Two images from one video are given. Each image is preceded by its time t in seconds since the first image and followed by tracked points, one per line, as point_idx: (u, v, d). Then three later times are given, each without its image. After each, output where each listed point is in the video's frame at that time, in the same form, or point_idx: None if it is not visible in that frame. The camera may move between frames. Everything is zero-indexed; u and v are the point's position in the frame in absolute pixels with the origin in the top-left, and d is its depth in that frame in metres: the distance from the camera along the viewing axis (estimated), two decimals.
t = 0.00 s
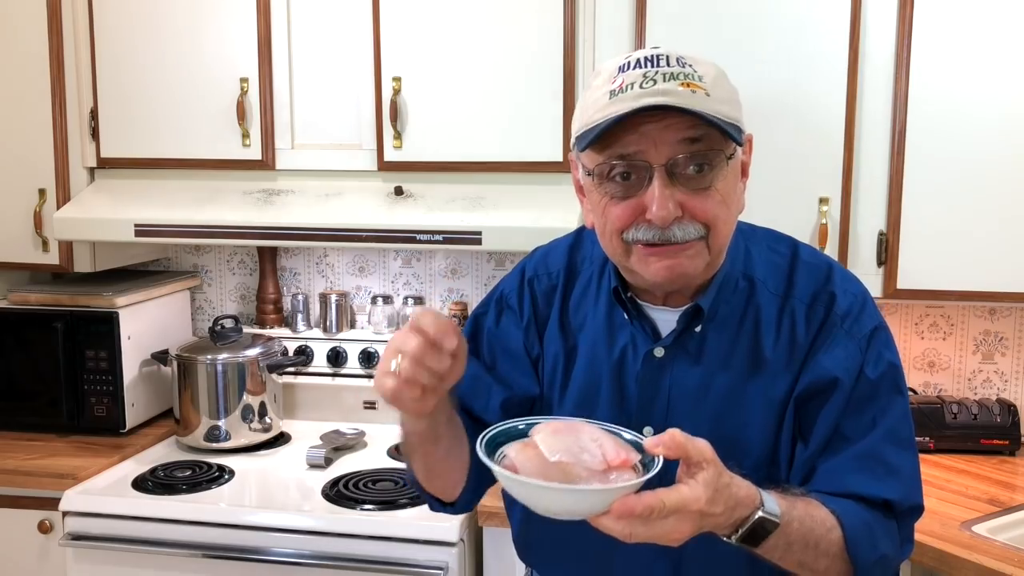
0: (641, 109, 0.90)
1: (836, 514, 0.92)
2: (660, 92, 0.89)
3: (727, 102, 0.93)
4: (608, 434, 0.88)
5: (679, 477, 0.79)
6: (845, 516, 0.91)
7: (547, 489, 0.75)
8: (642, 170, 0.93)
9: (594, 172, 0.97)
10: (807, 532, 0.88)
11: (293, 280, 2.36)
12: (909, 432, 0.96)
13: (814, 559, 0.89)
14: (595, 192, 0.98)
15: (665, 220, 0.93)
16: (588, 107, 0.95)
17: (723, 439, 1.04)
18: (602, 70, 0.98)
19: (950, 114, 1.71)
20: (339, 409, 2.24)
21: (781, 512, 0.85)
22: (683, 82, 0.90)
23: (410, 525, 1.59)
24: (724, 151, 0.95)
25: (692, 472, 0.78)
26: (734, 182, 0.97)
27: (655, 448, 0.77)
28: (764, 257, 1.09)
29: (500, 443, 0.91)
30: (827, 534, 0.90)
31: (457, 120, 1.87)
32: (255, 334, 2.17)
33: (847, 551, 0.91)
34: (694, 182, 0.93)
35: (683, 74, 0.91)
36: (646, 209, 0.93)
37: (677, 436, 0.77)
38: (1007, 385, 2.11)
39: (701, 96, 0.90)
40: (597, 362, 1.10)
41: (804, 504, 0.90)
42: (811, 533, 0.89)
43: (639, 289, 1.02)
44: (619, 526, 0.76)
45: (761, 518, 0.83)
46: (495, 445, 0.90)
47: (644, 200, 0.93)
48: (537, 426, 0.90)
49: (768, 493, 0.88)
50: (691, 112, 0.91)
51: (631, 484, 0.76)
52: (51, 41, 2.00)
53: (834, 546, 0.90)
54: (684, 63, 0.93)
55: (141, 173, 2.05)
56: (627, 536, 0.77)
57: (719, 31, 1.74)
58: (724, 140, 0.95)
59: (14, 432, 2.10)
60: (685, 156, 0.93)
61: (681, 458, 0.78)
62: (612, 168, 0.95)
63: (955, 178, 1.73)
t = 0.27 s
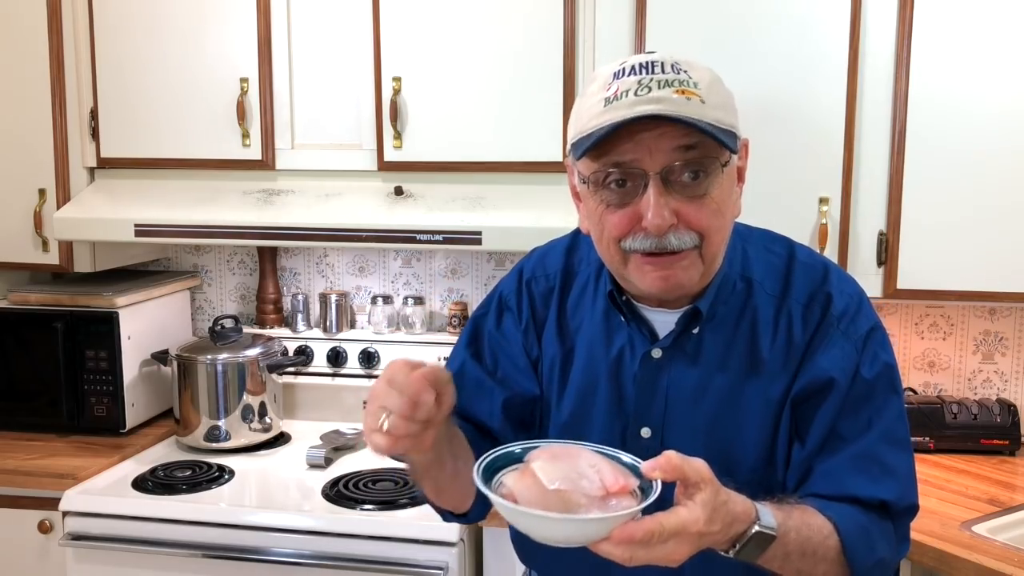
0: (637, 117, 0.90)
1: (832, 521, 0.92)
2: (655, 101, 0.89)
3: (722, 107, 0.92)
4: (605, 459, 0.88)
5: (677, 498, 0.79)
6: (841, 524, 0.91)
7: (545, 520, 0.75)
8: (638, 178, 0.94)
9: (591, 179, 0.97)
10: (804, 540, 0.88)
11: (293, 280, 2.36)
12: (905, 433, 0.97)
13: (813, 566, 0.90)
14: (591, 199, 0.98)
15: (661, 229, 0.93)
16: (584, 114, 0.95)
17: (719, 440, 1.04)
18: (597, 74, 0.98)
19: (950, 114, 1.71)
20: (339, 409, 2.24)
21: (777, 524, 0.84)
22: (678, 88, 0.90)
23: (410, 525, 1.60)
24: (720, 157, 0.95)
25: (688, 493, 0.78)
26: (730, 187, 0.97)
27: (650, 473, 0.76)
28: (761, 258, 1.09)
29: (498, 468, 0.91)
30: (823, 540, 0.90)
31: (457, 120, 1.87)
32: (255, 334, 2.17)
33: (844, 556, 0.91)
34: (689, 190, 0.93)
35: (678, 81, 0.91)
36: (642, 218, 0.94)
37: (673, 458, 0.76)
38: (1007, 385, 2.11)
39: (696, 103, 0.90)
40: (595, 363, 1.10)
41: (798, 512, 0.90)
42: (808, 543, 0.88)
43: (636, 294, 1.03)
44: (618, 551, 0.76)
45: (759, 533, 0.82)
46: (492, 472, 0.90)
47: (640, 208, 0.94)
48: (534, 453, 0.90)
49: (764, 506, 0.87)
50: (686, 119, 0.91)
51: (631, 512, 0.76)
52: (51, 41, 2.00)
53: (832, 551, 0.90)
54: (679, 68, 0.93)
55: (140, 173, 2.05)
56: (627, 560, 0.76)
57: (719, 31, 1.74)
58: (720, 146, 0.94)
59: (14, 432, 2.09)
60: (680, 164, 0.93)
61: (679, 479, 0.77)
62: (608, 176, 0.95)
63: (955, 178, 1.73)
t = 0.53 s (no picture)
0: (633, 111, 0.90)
1: (835, 524, 0.91)
2: (652, 96, 0.89)
3: (719, 104, 0.92)
4: (610, 465, 0.89)
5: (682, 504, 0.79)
6: (844, 526, 0.91)
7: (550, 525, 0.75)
8: (634, 173, 0.94)
9: (588, 173, 0.97)
10: (807, 544, 0.88)
11: (293, 280, 2.36)
12: (906, 434, 0.97)
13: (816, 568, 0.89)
14: (588, 193, 0.98)
15: (656, 224, 0.93)
16: (581, 109, 0.95)
17: (716, 439, 1.04)
18: (597, 70, 0.98)
19: (949, 113, 1.71)
20: (339, 409, 2.24)
21: (780, 528, 0.85)
22: (675, 84, 0.90)
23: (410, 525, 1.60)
24: (716, 153, 0.95)
25: (693, 499, 0.78)
26: (727, 183, 0.97)
27: (655, 480, 0.76)
28: (759, 258, 1.09)
29: (503, 473, 0.90)
30: (827, 544, 0.90)
31: (457, 120, 1.87)
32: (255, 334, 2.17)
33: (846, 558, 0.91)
34: (685, 185, 0.94)
35: (675, 77, 0.90)
36: (638, 212, 0.94)
37: (677, 465, 0.77)
38: (1007, 385, 2.11)
39: (693, 98, 0.90)
40: (592, 361, 1.10)
41: (801, 515, 0.90)
42: (811, 546, 0.88)
43: (632, 289, 1.04)
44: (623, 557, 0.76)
45: (762, 537, 0.82)
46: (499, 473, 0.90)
47: (636, 203, 0.94)
48: (541, 456, 0.90)
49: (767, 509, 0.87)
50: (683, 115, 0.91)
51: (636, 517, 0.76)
52: (51, 41, 2.00)
53: (835, 555, 0.90)
54: (677, 65, 0.92)
55: (140, 173, 2.05)
56: (632, 565, 0.77)
57: (719, 31, 1.74)
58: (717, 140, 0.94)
59: (14, 432, 2.10)
60: (675, 159, 0.93)
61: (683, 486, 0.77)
62: (605, 171, 0.95)
63: (954, 178, 1.73)
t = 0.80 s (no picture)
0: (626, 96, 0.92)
1: (832, 517, 0.93)
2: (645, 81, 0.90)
3: (711, 93, 0.94)
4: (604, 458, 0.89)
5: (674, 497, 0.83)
6: (841, 519, 0.93)
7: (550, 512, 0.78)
8: (627, 157, 0.95)
9: (581, 159, 0.98)
10: (802, 535, 0.91)
11: (293, 280, 2.36)
12: (902, 428, 0.98)
13: (812, 561, 0.92)
14: (582, 181, 0.99)
15: (649, 207, 0.94)
16: (575, 97, 0.96)
17: (709, 434, 1.04)
18: (591, 62, 0.99)
19: (949, 112, 1.71)
20: (339, 409, 2.24)
21: (775, 520, 0.88)
22: (667, 71, 0.91)
23: (410, 525, 1.60)
24: (708, 141, 0.96)
25: (684, 492, 0.82)
26: (719, 172, 0.97)
27: (648, 473, 0.81)
28: (751, 252, 1.10)
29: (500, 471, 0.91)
30: (822, 536, 0.92)
31: (457, 120, 1.87)
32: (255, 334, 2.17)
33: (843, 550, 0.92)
34: (678, 171, 0.94)
35: (667, 65, 0.92)
36: (630, 196, 0.94)
37: (669, 458, 0.81)
38: (1007, 385, 2.10)
39: (685, 85, 0.91)
40: (584, 355, 1.11)
41: (796, 507, 0.93)
42: (806, 538, 0.91)
43: (624, 278, 1.03)
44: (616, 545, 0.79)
45: (757, 528, 0.85)
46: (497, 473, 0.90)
47: (628, 187, 0.94)
48: (537, 454, 0.90)
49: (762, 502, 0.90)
50: (675, 100, 0.92)
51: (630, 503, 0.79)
52: (51, 41, 2.00)
53: (831, 546, 0.92)
54: (670, 54, 0.94)
55: (140, 173, 2.05)
56: (626, 555, 0.80)
57: (719, 30, 1.74)
58: (709, 129, 0.96)
59: (14, 432, 2.10)
60: (668, 145, 0.94)
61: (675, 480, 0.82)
62: (598, 156, 0.96)
63: (955, 178, 1.73)
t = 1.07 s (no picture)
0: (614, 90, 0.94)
1: (824, 505, 0.95)
2: (631, 76, 0.93)
3: (695, 87, 0.96)
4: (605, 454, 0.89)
5: (674, 487, 0.84)
6: (833, 507, 0.94)
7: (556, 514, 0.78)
8: (614, 150, 0.97)
9: (570, 153, 1.00)
10: (798, 523, 0.92)
11: (293, 280, 2.36)
12: (890, 417, 1.00)
13: (808, 548, 0.93)
14: (571, 174, 1.01)
15: (636, 198, 0.96)
16: (564, 91, 0.98)
17: (701, 425, 1.05)
18: (579, 59, 1.01)
19: (949, 112, 1.71)
20: (339, 409, 2.24)
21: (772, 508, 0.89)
22: (653, 66, 0.93)
23: (410, 524, 1.60)
24: (693, 134, 0.98)
25: (683, 483, 0.83)
26: (705, 164, 1.00)
27: (649, 466, 0.81)
28: (738, 247, 1.12)
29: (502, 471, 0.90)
30: (816, 523, 0.93)
31: (457, 120, 1.88)
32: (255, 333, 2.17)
33: (836, 538, 0.94)
34: (664, 163, 0.96)
35: (653, 60, 0.94)
36: (618, 187, 0.97)
37: (669, 451, 0.81)
38: (1007, 385, 2.10)
39: (670, 80, 0.94)
40: (574, 350, 1.11)
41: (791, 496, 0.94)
42: (801, 526, 0.92)
43: (613, 271, 1.05)
44: (619, 539, 0.80)
45: (757, 516, 0.86)
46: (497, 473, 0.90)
47: (616, 179, 0.97)
48: (537, 452, 0.90)
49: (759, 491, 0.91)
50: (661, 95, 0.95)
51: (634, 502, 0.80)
52: (51, 41, 2.00)
53: (824, 533, 0.94)
54: (655, 50, 0.96)
55: (140, 173, 2.05)
56: (629, 548, 0.81)
57: (719, 30, 1.74)
58: (694, 123, 0.98)
59: (14, 432, 2.10)
60: (654, 138, 0.96)
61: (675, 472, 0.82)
62: (586, 149, 0.99)
63: (955, 178, 1.73)
